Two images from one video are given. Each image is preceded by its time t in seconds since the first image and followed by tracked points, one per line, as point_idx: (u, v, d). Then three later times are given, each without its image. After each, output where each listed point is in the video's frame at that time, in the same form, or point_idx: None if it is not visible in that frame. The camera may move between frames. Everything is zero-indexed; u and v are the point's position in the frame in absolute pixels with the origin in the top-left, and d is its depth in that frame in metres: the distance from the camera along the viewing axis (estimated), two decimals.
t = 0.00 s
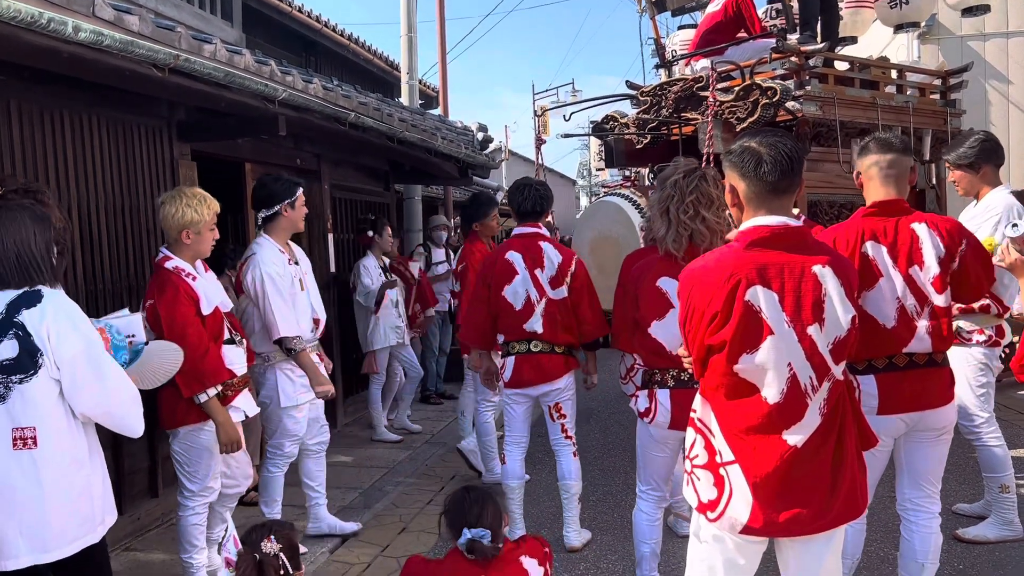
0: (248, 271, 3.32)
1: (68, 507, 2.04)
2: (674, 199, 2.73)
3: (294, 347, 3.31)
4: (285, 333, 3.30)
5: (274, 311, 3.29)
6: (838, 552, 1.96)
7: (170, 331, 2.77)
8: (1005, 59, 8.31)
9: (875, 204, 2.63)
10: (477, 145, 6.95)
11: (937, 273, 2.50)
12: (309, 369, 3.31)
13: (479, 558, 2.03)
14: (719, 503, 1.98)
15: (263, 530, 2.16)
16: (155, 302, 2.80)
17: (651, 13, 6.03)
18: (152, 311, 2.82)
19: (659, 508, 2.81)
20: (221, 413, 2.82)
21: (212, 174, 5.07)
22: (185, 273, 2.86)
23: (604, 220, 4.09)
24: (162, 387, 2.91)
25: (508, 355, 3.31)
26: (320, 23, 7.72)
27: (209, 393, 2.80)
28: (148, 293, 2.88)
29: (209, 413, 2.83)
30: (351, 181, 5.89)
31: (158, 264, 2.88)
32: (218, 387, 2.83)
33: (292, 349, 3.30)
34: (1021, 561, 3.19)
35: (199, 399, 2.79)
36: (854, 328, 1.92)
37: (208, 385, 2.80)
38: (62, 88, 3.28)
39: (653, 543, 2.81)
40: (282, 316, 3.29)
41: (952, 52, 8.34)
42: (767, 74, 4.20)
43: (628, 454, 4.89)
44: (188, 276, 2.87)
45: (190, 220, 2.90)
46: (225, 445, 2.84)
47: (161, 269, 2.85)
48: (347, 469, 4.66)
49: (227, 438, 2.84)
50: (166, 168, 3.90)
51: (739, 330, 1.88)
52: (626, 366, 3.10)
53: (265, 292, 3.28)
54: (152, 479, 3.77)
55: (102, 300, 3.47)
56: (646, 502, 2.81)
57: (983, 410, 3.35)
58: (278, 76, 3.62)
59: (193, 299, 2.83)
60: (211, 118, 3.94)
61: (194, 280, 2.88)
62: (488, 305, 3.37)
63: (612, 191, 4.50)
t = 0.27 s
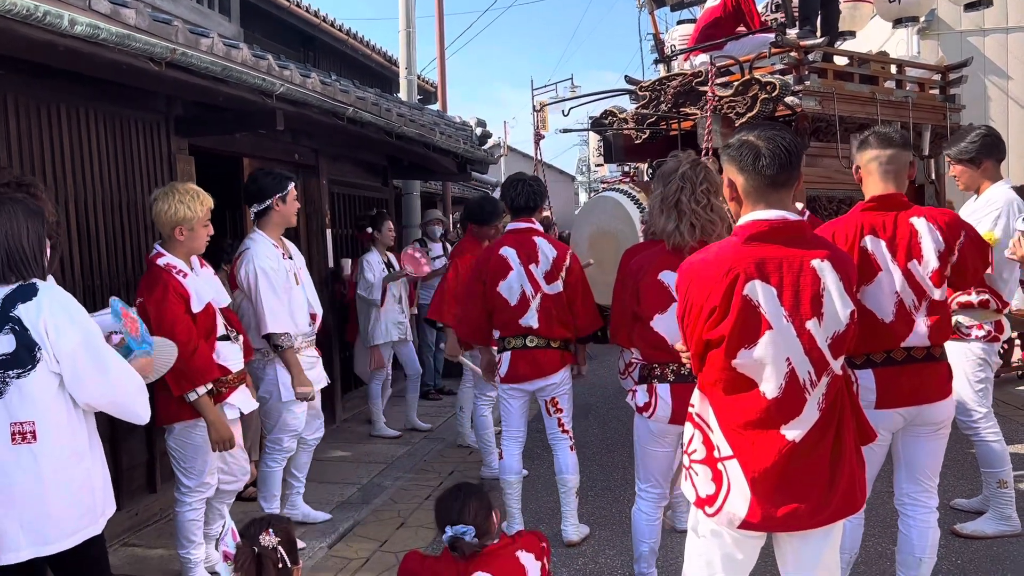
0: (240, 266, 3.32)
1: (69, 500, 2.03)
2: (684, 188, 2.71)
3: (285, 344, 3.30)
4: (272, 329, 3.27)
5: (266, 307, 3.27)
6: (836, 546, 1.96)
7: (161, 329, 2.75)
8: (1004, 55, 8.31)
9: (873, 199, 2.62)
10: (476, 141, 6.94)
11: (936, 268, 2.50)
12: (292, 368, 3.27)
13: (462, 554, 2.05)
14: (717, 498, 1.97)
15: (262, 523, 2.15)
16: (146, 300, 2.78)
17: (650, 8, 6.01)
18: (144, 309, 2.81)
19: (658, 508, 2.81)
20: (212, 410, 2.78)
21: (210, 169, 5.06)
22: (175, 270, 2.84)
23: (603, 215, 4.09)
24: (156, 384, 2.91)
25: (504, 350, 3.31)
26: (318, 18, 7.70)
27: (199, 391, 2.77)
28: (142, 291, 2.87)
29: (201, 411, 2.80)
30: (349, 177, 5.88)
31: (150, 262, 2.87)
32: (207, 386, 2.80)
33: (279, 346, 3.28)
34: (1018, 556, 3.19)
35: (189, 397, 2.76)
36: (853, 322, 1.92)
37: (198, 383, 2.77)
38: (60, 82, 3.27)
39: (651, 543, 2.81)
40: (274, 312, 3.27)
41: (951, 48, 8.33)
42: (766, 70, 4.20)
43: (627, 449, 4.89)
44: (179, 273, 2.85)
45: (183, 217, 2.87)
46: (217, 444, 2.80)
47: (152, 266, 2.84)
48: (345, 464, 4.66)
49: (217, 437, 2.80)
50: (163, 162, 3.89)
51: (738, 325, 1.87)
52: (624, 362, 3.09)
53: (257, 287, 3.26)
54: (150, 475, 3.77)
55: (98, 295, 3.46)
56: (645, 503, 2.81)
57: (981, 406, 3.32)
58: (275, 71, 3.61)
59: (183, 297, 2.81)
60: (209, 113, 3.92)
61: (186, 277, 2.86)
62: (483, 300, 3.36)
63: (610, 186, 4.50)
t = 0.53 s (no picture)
0: (238, 261, 3.31)
1: (66, 495, 2.03)
2: (694, 187, 2.73)
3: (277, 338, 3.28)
4: (264, 325, 3.26)
5: (263, 302, 3.26)
6: (835, 543, 1.96)
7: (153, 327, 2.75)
8: (1003, 51, 8.30)
9: (871, 195, 2.62)
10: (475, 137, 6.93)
11: (935, 263, 2.50)
12: (285, 364, 3.26)
13: (458, 552, 2.03)
14: (715, 495, 1.97)
15: (257, 519, 2.14)
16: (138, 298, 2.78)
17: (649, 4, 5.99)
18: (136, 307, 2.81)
19: (656, 506, 2.80)
20: (201, 409, 2.76)
21: (208, 165, 5.05)
22: (167, 268, 2.84)
23: (602, 212, 4.08)
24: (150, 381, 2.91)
25: (505, 347, 3.30)
26: (316, 14, 7.68)
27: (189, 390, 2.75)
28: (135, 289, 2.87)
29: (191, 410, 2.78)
30: (348, 173, 5.89)
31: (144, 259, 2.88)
32: (197, 384, 2.78)
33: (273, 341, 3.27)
34: (1017, 552, 3.19)
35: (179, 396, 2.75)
36: (852, 318, 1.92)
37: (188, 381, 2.75)
38: (56, 77, 3.26)
39: (650, 541, 2.79)
40: (268, 307, 3.26)
41: (950, 44, 8.31)
42: (765, 65, 4.19)
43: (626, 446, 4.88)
44: (171, 271, 2.84)
45: (178, 214, 2.85)
46: (207, 443, 2.77)
47: (145, 265, 2.84)
48: (344, 461, 4.66)
49: (207, 436, 2.78)
50: (160, 158, 3.88)
51: (736, 320, 1.87)
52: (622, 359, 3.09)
53: (253, 282, 3.26)
54: (148, 471, 3.76)
55: (96, 291, 3.46)
56: (643, 502, 2.81)
57: (981, 402, 3.32)
58: (273, 66, 3.59)
59: (174, 295, 2.80)
60: (207, 108, 3.91)
61: (178, 275, 2.85)
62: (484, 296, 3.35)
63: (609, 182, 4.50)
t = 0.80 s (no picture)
0: (244, 259, 3.33)
1: (66, 493, 2.03)
2: (686, 191, 2.72)
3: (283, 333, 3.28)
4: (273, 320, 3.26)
5: (268, 299, 3.27)
6: (833, 542, 1.97)
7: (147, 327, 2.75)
8: (1003, 50, 8.31)
9: (869, 195, 2.62)
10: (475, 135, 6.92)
11: (933, 260, 2.52)
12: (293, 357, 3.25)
13: (455, 553, 2.04)
14: (715, 495, 1.97)
15: (255, 519, 2.15)
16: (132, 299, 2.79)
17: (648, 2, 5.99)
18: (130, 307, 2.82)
19: (652, 505, 2.80)
20: (192, 408, 2.74)
21: (208, 164, 5.05)
22: (162, 268, 2.84)
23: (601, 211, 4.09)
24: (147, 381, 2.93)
25: (512, 346, 3.31)
26: (316, 12, 7.68)
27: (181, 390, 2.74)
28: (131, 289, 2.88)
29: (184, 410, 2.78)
30: (348, 172, 5.90)
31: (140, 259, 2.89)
32: (190, 384, 2.77)
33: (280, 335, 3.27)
34: (1014, 551, 3.20)
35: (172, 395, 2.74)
36: (850, 317, 1.92)
37: (180, 381, 2.74)
38: (55, 75, 3.26)
39: (647, 539, 2.79)
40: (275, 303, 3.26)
41: (950, 42, 8.30)
42: (765, 63, 4.18)
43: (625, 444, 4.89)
44: (166, 271, 2.84)
45: (177, 213, 2.85)
46: (199, 443, 2.76)
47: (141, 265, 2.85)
48: (343, 459, 4.66)
49: (200, 435, 2.77)
50: (160, 157, 3.88)
51: (735, 320, 1.87)
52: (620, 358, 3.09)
53: (258, 279, 3.27)
54: (147, 470, 3.77)
55: (95, 290, 3.46)
56: (638, 501, 2.80)
57: (980, 401, 3.32)
58: (272, 65, 3.59)
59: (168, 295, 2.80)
60: (206, 107, 3.92)
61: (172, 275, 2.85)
62: (492, 295, 3.36)
63: (609, 181, 4.51)
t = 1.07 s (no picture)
0: (249, 256, 3.32)
1: (67, 492, 2.04)
2: (675, 193, 2.71)
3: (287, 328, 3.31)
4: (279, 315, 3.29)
5: (274, 296, 3.28)
6: (833, 542, 1.97)
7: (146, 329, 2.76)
8: (1002, 50, 8.32)
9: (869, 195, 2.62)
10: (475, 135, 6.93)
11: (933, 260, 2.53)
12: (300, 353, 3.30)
13: (457, 554, 2.03)
14: (716, 496, 1.97)
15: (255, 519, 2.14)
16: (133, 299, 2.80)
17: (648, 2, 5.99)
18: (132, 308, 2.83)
19: (646, 502, 2.80)
20: (186, 411, 2.74)
21: (208, 164, 5.06)
22: (163, 269, 2.84)
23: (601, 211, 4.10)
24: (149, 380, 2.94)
25: (518, 348, 3.31)
26: (316, 12, 7.68)
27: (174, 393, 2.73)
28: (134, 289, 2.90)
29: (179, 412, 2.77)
30: (348, 172, 5.90)
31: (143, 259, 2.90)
32: (185, 386, 2.77)
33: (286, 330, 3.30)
34: (1014, 551, 3.20)
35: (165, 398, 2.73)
36: (850, 317, 1.93)
37: (175, 384, 2.74)
38: (56, 76, 3.26)
39: (642, 537, 2.80)
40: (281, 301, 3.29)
41: (949, 42, 8.30)
42: (765, 64, 4.18)
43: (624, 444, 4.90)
44: (166, 272, 2.83)
45: (178, 213, 2.85)
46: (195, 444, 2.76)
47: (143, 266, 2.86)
48: (343, 459, 4.67)
49: (195, 437, 2.77)
50: (160, 157, 3.88)
51: (736, 321, 1.87)
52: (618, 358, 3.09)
53: (264, 277, 3.28)
54: (148, 470, 3.77)
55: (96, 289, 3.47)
56: (633, 499, 2.80)
57: (980, 401, 3.32)
58: (272, 66, 3.59)
59: (166, 296, 2.79)
60: (206, 107, 3.92)
61: (172, 277, 2.84)
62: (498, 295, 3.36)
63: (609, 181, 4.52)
